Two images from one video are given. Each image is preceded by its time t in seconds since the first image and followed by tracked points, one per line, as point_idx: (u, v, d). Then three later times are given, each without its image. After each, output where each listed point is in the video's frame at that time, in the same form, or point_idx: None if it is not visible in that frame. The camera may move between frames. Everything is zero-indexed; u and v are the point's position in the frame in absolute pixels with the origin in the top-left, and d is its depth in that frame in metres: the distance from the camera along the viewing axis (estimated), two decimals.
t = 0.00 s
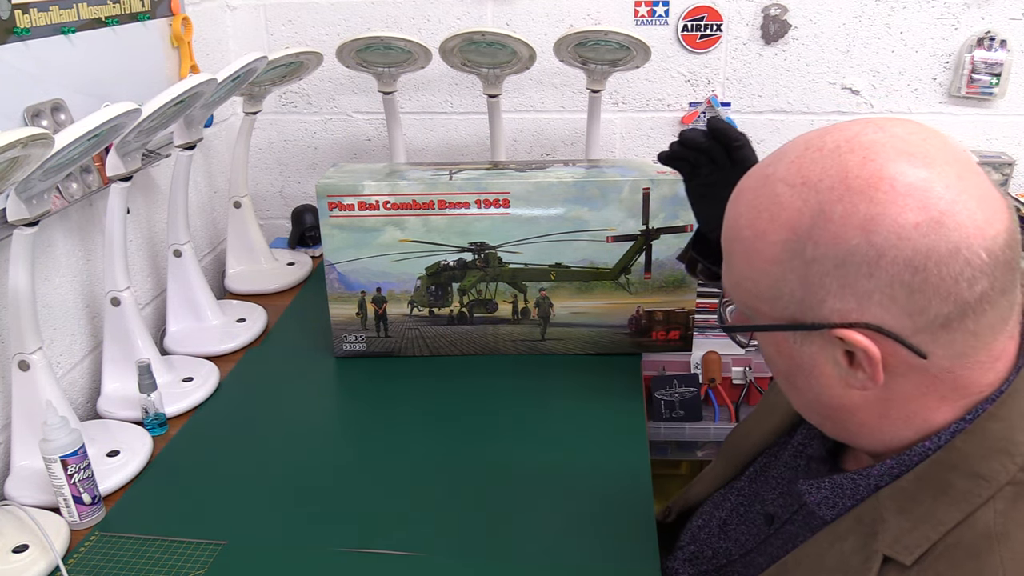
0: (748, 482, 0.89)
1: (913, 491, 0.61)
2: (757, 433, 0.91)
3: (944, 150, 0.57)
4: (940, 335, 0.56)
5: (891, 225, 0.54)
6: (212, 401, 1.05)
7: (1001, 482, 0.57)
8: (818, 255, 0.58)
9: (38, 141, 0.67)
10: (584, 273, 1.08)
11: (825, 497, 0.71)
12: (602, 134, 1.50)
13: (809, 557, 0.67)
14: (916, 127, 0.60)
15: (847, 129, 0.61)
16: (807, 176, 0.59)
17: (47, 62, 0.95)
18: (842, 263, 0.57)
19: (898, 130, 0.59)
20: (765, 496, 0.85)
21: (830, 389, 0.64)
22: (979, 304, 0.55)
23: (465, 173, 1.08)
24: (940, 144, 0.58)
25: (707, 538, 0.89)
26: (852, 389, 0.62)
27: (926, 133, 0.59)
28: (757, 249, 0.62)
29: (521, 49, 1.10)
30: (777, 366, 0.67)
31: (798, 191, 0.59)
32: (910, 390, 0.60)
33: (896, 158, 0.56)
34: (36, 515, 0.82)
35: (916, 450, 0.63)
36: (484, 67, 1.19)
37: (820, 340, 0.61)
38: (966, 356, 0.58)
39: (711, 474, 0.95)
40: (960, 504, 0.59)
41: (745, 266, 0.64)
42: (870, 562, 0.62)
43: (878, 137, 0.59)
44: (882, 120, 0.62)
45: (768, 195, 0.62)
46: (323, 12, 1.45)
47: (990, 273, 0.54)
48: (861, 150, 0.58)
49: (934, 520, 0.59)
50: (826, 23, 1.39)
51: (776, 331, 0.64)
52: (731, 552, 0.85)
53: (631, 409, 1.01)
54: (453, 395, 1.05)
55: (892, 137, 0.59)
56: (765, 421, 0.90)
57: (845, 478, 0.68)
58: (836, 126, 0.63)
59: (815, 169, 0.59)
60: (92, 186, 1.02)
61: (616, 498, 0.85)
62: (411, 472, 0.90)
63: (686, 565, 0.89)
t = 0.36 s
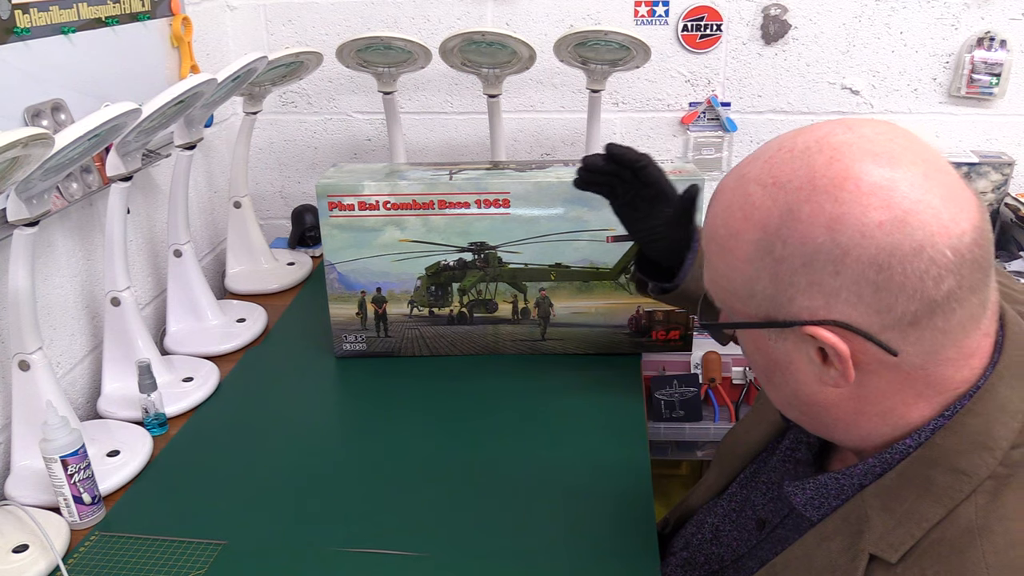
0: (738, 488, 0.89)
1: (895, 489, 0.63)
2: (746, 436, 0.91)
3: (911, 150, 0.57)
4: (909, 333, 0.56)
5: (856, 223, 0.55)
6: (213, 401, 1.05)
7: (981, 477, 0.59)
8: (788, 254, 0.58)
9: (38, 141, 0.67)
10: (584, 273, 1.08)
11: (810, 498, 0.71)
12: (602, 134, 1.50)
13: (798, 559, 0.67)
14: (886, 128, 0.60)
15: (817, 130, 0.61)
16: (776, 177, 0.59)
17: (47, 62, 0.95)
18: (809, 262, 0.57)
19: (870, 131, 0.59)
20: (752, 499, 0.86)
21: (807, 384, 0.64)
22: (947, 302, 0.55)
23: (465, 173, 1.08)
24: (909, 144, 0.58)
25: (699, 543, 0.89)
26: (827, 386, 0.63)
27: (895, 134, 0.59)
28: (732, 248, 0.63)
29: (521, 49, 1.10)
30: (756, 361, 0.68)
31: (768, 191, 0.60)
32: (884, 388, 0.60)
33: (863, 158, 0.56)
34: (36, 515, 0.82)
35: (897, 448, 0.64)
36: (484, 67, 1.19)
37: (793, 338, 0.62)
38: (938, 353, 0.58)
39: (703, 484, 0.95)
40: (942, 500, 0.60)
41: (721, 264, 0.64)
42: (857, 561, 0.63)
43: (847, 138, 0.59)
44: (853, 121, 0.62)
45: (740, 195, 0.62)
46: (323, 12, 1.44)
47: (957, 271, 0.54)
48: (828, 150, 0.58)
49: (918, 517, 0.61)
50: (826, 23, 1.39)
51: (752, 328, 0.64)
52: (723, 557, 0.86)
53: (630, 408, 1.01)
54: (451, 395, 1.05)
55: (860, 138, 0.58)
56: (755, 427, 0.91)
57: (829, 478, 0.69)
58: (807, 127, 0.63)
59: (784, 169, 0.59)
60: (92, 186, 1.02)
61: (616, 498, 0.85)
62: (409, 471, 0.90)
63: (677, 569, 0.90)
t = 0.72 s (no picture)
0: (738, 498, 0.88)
1: (921, 476, 0.63)
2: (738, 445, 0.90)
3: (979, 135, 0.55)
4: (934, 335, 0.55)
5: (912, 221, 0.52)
6: (213, 401, 1.05)
7: (1009, 458, 0.59)
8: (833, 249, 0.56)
9: (38, 141, 0.67)
10: (584, 272, 1.09)
11: (824, 489, 0.71)
12: (602, 134, 1.50)
13: (821, 552, 0.68)
14: (951, 109, 0.57)
15: (878, 115, 0.58)
16: (833, 162, 0.56)
17: (47, 61, 0.95)
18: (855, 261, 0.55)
19: (904, 120, 0.56)
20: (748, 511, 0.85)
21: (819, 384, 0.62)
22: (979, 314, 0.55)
23: (465, 173, 1.08)
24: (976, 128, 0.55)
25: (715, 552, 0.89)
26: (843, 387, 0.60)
27: (959, 115, 0.56)
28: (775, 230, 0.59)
29: (521, 49, 1.10)
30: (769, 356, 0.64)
31: (825, 176, 0.56)
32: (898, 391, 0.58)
33: (927, 148, 0.54)
34: (36, 515, 0.82)
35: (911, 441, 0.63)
36: (484, 67, 1.19)
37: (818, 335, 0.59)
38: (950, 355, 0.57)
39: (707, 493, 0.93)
40: (973, 484, 0.60)
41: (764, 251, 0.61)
42: (888, 553, 0.63)
43: (911, 123, 0.56)
44: (915, 102, 0.59)
45: (793, 177, 0.59)
46: (323, 12, 1.45)
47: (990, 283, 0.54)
48: (891, 138, 0.55)
49: (949, 503, 0.61)
50: (826, 23, 1.39)
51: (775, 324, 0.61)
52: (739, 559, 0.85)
53: (632, 409, 1.01)
54: (453, 395, 1.05)
55: (926, 124, 0.56)
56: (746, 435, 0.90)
57: (849, 467, 0.69)
58: (866, 109, 0.60)
59: (842, 155, 0.56)
60: (92, 186, 1.03)
61: (617, 498, 0.85)
62: (412, 472, 0.90)
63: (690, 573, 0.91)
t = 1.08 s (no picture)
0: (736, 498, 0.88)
1: (925, 471, 0.62)
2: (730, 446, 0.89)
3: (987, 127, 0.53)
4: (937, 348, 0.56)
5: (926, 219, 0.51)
6: (212, 401, 1.05)
7: (1012, 446, 0.59)
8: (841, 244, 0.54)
9: (38, 141, 0.67)
10: (583, 272, 1.08)
11: (828, 492, 0.69)
12: (602, 134, 1.50)
13: (829, 556, 0.66)
14: (955, 99, 0.55)
15: (886, 101, 0.55)
16: (842, 151, 0.54)
17: (47, 62, 0.95)
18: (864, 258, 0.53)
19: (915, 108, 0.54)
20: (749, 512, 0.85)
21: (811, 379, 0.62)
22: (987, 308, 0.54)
23: (465, 173, 1.08)
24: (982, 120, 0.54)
25: (717, 551, 0.89)
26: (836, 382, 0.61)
27: (966, 107, 0.54)
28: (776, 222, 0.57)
29: (521, 48, 1.10)
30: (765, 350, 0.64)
31: (832, 166, 0.54)
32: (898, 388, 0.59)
33: (941, 138, 0.52)
34: (36, 515, 0.82)
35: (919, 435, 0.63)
36: (484, 66, 1.19)
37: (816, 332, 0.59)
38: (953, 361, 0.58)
39: (697, 493, 0.92)
40: (979, 475, 0.59)
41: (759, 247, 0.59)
42: (899, 552, 0.62)
43: (922, 112, 0.53)
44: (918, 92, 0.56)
45: (795, 164, 0.56)
46: (323, 12, 1.45)
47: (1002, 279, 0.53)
48: (905, 126, 0.52)
49: (955, 496, 0.60)
50: (826, 23, 1.39)
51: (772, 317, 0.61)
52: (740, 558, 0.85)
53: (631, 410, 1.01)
54: (453, 395, 1.05)
55: (937, 113, 0.53)
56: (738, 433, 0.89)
57: (853, 468, 0.67)
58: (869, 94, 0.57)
59: (852, 144, 0.53)
60: (92, 186, 1.03)
61: (617, 498, 0.85)
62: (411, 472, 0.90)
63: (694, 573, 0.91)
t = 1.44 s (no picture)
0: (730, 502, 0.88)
1: (900, 471, 0.63)
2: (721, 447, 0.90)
3: (871, 153, 0.57)
4: (872, 332, 0.58)
5: (813, 235, 0.55)
6: (212, 401, 1.04)
7: (982, 445, 0.60)
8: (747, 264, 0.59)
9: (38, 141, 0.67)
10: (584, 272, 1.08)
11: (810, 496, 0.72)
12: (602, 134, 1.50)
13: (807, 558, 0.68)
14: (844, 132, 0.60)
15: (779, 136, 0.60)
16: (736, 184, 0.59)
17: (47, 62, 0.95)
18: (769, 272, 0.58)
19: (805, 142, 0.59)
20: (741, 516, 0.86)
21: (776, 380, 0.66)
22: (906, 304, 0.56)
23: (465, 173, 1.08)
24: (869, 148, 0.58)
25: (709, 556, 0.89)
26: (796, 381, 0.64)
27: (853, 137, 0.59)
28: (695, 254, 0.63)
29: (520, 48, 1.10)
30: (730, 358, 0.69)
31: (727, 200, 0.59)
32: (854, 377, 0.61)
33: (821, 166, 0.56)
34: (36, 515, 0.82)
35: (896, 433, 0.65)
36: (484, 67, 1.19)
37: (762, 340, 0.62)
38: (901, 346, 0.59)
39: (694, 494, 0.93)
40: (950, 474, 0.61)
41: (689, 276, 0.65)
42: (876, 551, 0.63)
43: (808, 145, 0.58)
44: (814, 124, 0.61)
45: (702, 202, 0.61)
46: (323, 12, 1.44)
47: (915, 274, 0.55)
48: (788, 159, 0.57)
49: (929, 495, 0.61)
50: (826, 23, 1.39)
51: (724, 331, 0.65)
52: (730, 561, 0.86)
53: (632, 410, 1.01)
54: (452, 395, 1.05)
55: (820, 142, 0.58)
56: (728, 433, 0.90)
57: (831, 472, 0.70)
58: (769, 131, 0.62)
59: (745, 178, 0.59)
60: (92, 186, 1.02)
61: (617, 498, 0.85)
62: (409, 472, 0.90)
63: None
